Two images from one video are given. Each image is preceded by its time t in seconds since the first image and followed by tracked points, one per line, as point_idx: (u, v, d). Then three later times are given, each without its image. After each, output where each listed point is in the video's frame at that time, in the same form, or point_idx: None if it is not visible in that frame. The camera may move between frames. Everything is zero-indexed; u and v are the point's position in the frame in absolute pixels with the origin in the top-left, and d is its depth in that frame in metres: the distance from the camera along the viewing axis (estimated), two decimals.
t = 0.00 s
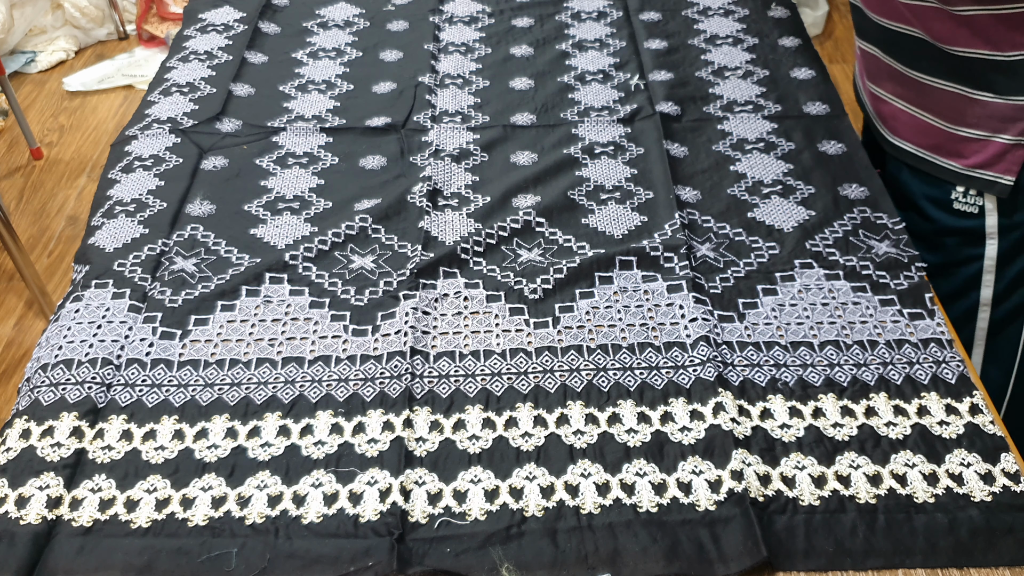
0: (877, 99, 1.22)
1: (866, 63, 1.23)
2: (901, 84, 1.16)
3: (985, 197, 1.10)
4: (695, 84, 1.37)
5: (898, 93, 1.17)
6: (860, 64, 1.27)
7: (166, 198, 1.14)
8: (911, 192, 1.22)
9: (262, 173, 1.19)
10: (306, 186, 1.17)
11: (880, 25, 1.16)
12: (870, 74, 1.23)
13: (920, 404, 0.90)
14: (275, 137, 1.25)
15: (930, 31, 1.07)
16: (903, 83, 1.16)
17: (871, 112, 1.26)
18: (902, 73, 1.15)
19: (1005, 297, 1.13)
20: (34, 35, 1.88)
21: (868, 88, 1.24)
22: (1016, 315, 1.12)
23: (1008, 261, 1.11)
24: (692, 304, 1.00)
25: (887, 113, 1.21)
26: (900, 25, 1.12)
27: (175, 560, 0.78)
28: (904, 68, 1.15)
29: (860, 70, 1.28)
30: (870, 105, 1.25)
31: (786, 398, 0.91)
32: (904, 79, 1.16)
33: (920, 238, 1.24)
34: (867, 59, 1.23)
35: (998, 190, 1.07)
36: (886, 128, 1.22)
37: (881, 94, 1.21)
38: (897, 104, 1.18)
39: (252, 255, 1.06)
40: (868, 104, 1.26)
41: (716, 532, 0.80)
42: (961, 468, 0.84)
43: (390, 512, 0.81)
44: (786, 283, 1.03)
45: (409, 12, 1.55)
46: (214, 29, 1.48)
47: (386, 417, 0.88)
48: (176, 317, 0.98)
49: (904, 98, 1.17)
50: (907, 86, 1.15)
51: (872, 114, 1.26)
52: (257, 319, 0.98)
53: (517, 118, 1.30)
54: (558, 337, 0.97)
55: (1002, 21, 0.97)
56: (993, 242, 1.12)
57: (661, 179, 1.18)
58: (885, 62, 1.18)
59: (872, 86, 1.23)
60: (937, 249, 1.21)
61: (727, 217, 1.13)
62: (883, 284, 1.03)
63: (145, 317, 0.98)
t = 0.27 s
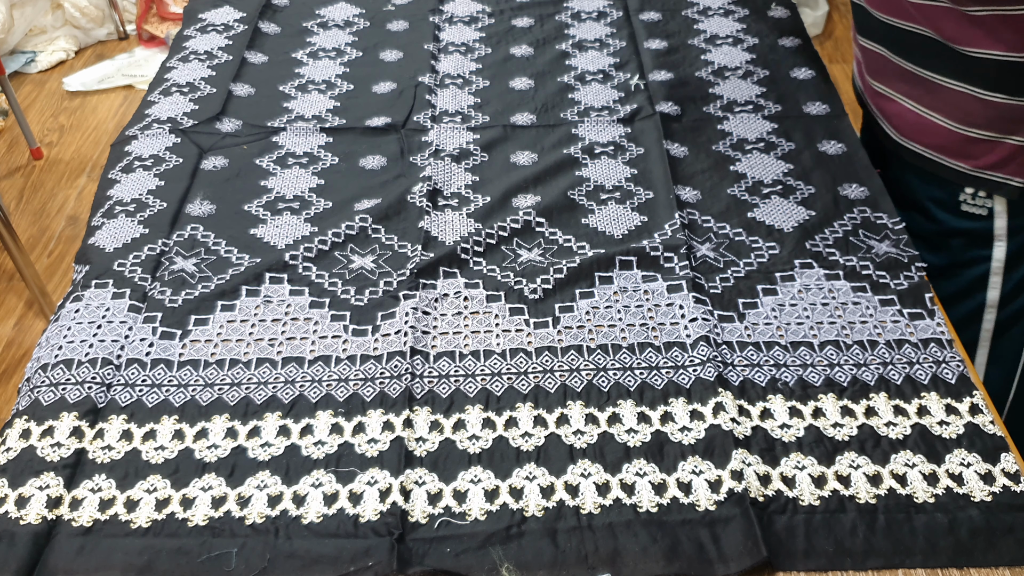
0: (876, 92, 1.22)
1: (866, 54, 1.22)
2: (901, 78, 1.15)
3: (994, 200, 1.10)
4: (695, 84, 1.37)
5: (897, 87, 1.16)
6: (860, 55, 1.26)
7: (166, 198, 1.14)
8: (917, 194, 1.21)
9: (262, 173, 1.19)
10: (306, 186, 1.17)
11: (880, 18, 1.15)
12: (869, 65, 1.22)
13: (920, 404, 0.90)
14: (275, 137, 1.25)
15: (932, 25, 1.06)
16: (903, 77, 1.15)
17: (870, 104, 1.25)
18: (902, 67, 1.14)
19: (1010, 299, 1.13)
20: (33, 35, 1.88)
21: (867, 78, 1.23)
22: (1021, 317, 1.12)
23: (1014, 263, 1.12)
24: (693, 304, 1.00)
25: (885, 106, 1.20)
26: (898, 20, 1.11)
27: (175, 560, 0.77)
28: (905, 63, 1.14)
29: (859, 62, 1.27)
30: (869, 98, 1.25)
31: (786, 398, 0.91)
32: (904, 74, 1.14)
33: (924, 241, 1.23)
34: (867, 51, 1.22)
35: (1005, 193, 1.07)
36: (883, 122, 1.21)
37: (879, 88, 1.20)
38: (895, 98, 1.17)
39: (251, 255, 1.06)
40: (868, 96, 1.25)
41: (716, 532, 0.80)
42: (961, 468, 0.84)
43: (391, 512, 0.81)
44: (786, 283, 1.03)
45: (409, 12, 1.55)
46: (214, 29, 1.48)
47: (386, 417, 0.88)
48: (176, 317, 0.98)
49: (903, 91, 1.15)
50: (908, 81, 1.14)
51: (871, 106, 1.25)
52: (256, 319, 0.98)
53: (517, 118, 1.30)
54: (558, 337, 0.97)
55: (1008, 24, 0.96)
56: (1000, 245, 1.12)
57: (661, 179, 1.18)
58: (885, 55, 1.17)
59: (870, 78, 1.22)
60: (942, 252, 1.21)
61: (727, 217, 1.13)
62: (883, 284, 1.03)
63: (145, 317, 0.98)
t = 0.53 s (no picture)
0: (875, 92, 1.16)
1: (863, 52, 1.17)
2: (896, 78, 1.10)
3: None
4: (695, 84, 1.37)
5: (894, 87, 1.11)
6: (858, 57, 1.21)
7: (166, 198, 1.14)
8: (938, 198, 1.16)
9: (262, 173, 1.19)
10: (306, 186, 1.17)
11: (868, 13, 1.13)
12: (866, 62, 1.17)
13: (920, 404, 0.90)
14: (275, 136, 1.25)
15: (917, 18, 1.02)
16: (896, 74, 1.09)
17: (865, 104, 1.19)
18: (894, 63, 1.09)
19: None
20: (33, 35, 1.88)
21: (864, 78, 1.19)
22: None
23: None
24: (693, 304, 1.00)
25: (883, 105, 1.14)
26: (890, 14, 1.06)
27: (175, 560, 0.77)
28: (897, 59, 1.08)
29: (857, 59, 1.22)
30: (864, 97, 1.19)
31: (786, 398, 0.91)
32: (896, 71, 1.09)
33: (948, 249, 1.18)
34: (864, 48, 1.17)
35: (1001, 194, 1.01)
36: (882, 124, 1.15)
37: (879, 87, 1.14)
38: (893, 96, 1.11)
39: (252, 255, 1.06)
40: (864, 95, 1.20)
41: (716, 532, 0.80)
42: (961, 468, 0.84)
43: (391, 512, 0.81)
44: (786, 283, 1.03)
45: (409, 12, 1.55)
46: (214, 29, 1.48)
47: (386, 417, 0.88)
48: (176, 317, 0.98)
49: (901, 90, 1.09)
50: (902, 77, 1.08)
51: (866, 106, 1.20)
52: (257, 319, 0.98)
53: (517, 118, 1.30)
54: (558, 337, 0.97)
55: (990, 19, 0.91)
56: None
57: (661, 179, 1.18)
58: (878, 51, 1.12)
59: (867, 77, 1.17)
60: (971, 261, 1.15)
61: (727, 217, 1.13)
62: (883, 284, 1.03)
63: (145, 317, 0.98)
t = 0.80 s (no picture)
0: (900, 116, 1.12)
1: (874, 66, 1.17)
2: (926, 100, 1.05)
3: None
4: (695, 84, 1.37)
5: (924, 110, 1.06)
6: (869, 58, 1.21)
7: (166, 198, 1.14)
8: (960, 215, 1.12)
9: (262, 173, 1.19)
10: (306, 186, 1.17)
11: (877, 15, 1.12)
12: (876, 74, 1.17)
13: (920, 404, 0.90)
14: (275, 137, 1.25)
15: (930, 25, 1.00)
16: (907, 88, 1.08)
17: (884, 125, 1.16)
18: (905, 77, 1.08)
19: None
20: (33, 35, 1.88)
21: (875, 89, 1.18)
22: None
23: None
24: (693, 304, 1.00)
25: (905, 125, 1.11)
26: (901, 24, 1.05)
27: (175, 560, 0.77)
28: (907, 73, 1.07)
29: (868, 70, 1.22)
30: (874, 108, 1.19)
31: (786, 398, 0.91)
32: (926, 93, 1.05)
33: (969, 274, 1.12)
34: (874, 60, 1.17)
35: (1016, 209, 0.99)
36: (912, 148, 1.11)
37: (906, 111, 1.10)
38: (923, 120, 1.07)
39: (252, 255, 1.06)
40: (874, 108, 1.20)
41: (716, 532, 0.80)
42: (961, 468, 0.84)
43: (391, 512, 0.81)
44: (786, 283, 1.03)
45: (409, 12, 1.55)
46: (214, 29, 1.48)
47: (386, 417, 0.88)
48: (176, 317, 0.98)
49: (932, 113, 1.05)
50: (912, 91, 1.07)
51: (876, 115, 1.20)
52: (257, 319, 0.98)
53: (517, 118, 1.30)
54: (558, 338, 0.97)
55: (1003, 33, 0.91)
56: None
57: (661, 179, 1.18)
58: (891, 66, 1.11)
59: (891, 101, 1.13)
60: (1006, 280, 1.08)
61: (727, 217, 1.13)
62: (884, 284, 1.03)
63: (145, 317, 0.98)
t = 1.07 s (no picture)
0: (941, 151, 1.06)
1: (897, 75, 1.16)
2: (970, 135, 0.99)
3: None
4: (695, 84, 1.37)
5: (968, 146, 1.00)
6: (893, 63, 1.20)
7: (166, 198, 1.14)
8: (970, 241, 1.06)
9: (262, 173, 1.19)
10: (306, 186, 1.17)
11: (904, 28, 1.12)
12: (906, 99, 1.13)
13: (920, 404, 0.90)
14: (275, 137, 1.25)
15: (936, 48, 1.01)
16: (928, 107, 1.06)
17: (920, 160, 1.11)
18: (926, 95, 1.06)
19: None
20: (33, 35, 1.88)
21: (909, 124, 1.13)
22: None
23: None
24: (693, 304, 1.00)
25: (944, 160, 1.06)
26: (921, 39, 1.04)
27: (175, 560, 0.77)
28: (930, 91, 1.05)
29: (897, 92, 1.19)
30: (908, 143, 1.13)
31: (786, 398, 0.91)
32: (968, 128, 0.99)
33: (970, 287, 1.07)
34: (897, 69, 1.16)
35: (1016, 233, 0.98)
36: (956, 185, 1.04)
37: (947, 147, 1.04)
38: (968, 156, 1.01)
39: (252, 255, 1.06)
40: (893, 119, 1.19)
41: (716, 532, 0.80)
42: (961, 468, 0.84)
43: (391, 512, 0.81)
44: (786, 283, 1.03)
45: (409, 12, 1.55)
46: (214, 29, 1.48)
47: (386, 417, 0.88)
48: (176, 316, 0.98)
49: (977, 149, 0.99)
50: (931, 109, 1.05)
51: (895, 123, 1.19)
52: (257, 319, 0.98)
53: (517, 118, 1.30)
54: (558, 338, 0.97)
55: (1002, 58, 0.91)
56: None
57: (661, 179, 1.18)
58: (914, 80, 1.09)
59: (929, 135, 1.07)
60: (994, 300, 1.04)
61: (727, 217, 1.13)
62: (883, 284, 1.03)
63: (145, 317, 0.98)
